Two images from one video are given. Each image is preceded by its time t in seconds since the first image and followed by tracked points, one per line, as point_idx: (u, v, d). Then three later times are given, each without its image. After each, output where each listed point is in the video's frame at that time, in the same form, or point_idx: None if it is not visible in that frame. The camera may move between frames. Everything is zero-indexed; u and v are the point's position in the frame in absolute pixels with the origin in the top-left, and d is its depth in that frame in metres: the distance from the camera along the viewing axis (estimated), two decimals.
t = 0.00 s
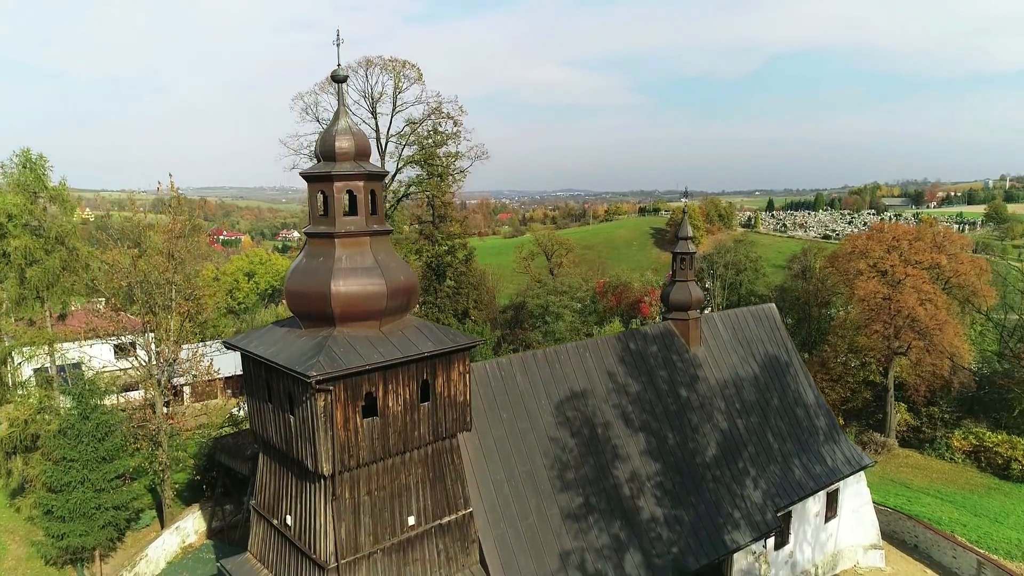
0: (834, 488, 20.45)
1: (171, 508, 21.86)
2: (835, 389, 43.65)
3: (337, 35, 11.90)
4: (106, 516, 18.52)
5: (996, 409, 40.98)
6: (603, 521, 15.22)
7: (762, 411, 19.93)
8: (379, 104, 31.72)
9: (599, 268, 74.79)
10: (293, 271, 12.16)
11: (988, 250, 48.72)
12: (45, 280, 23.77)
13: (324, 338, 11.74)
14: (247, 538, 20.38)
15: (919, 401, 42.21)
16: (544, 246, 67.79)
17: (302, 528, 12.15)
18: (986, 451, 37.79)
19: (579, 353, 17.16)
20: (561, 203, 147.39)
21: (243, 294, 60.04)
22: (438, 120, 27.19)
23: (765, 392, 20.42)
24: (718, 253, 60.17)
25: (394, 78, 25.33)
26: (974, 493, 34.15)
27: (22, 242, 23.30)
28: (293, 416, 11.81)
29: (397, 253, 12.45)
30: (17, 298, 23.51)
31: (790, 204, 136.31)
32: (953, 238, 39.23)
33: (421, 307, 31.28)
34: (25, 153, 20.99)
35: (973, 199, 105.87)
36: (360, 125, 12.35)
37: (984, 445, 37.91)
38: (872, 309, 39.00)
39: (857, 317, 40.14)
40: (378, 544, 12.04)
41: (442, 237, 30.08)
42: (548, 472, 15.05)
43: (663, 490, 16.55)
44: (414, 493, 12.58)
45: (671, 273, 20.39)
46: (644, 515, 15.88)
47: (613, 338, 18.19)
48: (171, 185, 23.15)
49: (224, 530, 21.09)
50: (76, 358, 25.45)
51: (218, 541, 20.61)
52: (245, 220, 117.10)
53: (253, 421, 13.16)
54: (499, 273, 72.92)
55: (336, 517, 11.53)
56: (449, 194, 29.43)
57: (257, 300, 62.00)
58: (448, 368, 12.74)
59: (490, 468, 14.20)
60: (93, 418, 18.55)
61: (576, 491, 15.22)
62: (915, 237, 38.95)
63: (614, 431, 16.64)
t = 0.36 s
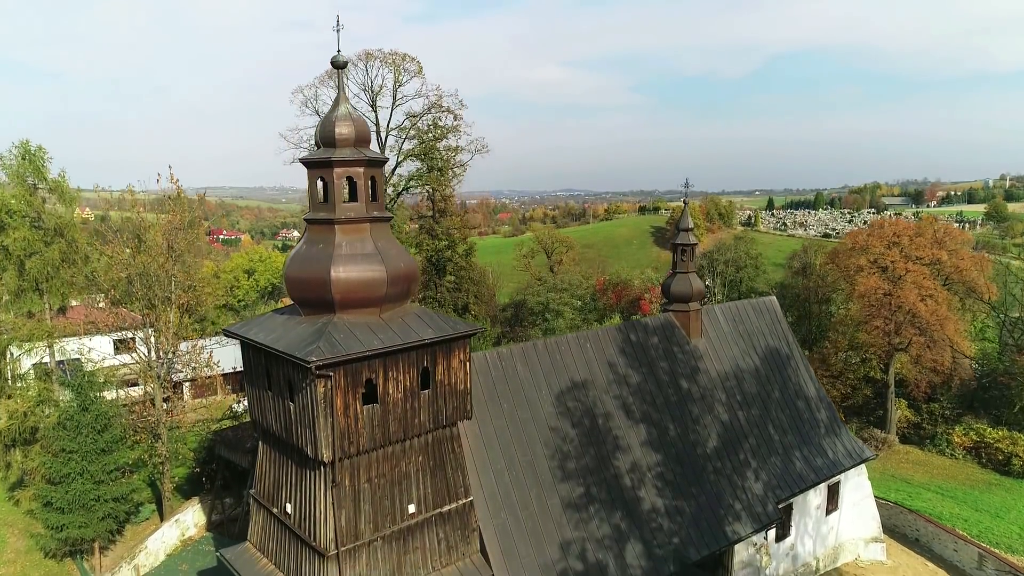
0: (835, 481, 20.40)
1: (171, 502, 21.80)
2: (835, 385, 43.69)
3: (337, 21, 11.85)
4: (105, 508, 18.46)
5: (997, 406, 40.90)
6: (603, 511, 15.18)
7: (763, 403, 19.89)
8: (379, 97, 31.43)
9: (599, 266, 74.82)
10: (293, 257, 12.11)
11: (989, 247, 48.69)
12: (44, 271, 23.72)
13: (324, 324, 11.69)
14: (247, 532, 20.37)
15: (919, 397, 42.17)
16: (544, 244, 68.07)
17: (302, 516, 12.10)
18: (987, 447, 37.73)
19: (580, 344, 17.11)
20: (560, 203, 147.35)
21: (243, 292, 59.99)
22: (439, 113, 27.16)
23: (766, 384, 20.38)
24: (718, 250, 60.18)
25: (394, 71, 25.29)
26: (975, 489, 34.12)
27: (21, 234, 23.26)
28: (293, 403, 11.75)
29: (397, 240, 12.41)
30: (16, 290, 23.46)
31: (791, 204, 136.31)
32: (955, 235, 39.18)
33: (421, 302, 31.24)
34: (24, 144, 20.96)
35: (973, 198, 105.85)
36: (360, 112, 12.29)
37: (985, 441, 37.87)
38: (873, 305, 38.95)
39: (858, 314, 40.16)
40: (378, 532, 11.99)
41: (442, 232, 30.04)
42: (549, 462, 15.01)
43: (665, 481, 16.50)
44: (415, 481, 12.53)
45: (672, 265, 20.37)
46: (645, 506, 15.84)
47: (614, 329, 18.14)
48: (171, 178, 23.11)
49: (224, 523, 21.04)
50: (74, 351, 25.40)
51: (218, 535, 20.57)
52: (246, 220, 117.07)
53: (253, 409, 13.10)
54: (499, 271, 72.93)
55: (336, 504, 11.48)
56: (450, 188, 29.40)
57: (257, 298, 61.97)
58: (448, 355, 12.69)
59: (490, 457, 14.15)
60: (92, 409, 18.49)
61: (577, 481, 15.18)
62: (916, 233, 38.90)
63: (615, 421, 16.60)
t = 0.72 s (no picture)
0: (836, 473, 20.35)
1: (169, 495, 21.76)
2: (836, 381, 43.66)
3: (337, 6, 11.81)
4: (104, 500, 18.38)
5: (998, 402, 40.85)
6: (604, 502, 15.14)
7: (764, 395, 19.84)
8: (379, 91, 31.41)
9: (599, 264, 74.77)
10: (292, 244, 12.06)
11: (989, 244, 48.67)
12: (43, 263, 23.70)
13: (324, 311, 11.64)
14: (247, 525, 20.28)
15: (920, 393, 42.11)
16: (544, 242, 68.00)
17: (301, 504, 12.05)
18: (988, 443, 37.69)
19: (581, 334, 17.07)
20: (560, 203, 147.27)
21: (243, 290, 59.90)
22: (439, 107, 27.10)
23: (767, 376, 20.33)
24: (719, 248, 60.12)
25: (394, 64, 25.23)
26: (976, 484, 34.09)
27: (19, 226, 23.19)
28: (292, 390, 11.70)
29: (397, 227, 12.36)
30: (15, 282, 23.43)
31: (791, 203, 136.27)
32: (955, 231, 39.14)
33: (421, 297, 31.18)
34: (21, 135, 20.88)
35: (973, 197, 105.78)
36: (360, 98, 12.24)
37: (986, 436, 37.84)
38: (874, 301, 38.88)
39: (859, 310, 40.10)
40: (378, 519, 11.95)
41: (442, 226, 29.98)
42: (550, 452, 14.97)
43: (665, 472, 16.46)
44: (415, 469, 12.47)
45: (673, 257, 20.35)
46: (646, 496, 15.80)
47: (615, 320, 18.10)
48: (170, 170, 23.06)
49: (224, 516, 20.99)
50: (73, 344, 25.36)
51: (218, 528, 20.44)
52: (245, 220, 116.97)
53: (252, 397, 13.05)
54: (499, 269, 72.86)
55: (336, 491, 11.43)
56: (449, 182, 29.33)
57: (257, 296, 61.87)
58: (449, 343, 12.64)
59: (491, 446, 14.11)
60: (91, 400, 18.44)
61: (578, 471, 15.13)
62: (917, 229, 38.86)
63: (616, 412, 16.55)
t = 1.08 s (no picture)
0: (838, 466, 20.30)
1: (169, 488, 21.69)
2: (836, 377, 43.63)
3: None
4: (103, 492, 18.35)
5: (999, 399, 40.81)
6: (605, 492, 15.10)
7: (765, 387, 19.79)
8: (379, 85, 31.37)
9: (599, 262, 74.72)
10: (292, 231, 12.01)
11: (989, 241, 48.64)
12: (42, 254, 23.66)
13: (324, 297, 11.59)
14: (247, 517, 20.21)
15: (920, 390, 42.07)
16: (544, 239, 67.93)
17: (301, 492, 11.99)
18: (988, 439, 37.72)
19: (582, 325, 17.03)
20: (560, 203, 147.29)
21: (242, 287, 59.82)
22: (439, 101, 27.05)
23: (768, 368, 20.29)
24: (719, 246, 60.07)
25: (394, 58, 25.18)
26: (976, 480, 34.06)
27: (18, 217, 23.14)
28: (292, 376, 11.64)
29: (397, 214, 12.30)
30: (15, 274, 23.42)
31: (791, 202, 136.24)
32: (955, 227, 39.10)
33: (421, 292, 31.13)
34: (20, 126, 20.82)
35: (973, 196, 105.76)
36: (360, 84, 12.18)
37: (987, 433, 37.84)
38: (874, 298, 38.84)
39: (860, 306, 40.05)
40: (378, 507, 11.90)
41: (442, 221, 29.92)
42: (550, 442, 14.92)
43: (666, 462, 16.40)
44: (415, 457, 12.42)
45: (673, 248, 20.33)
46: (647, 487, 15.74)
47: (616, 311, 18.05)
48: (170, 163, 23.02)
49: (223, 508, 20.94)
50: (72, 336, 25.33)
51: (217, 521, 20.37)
52: (245, 219, 116.88)
53: (252, 385, 13.00)
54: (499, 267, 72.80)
55: (336, 478, 11.38)
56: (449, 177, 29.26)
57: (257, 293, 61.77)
58: (449, 331, 12.58)
59: (491, 436, 14.08)
60: (90, 392, 18.36)
61: (578, 461, 15.08)
62: (917, 225, 38.82)
63: (617, 403, 16.50)
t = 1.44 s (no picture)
0: (839, 458, 20.25)
1: (168, 481, 21.63)
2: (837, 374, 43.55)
3: None
4: (102, 483, 18.29)
5: (1000, 396, 40.77)
6: (606, 482, 15.05)
7: (766, 379, 19.75)
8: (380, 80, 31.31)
9: (600, 260, 74.68)
10: (292, 217, 11.96)
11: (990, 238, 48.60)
12: (41, 246, 23.60)
13: (324, 283, 11.55)
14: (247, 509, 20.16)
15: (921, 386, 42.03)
16: (544, 237, 67.85)
17: (301, 479, 11.94)
18: (989, 435, 37.74)
19: (582, 316, 16.99)
20: (560, 202, 147.24)
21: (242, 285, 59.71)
22: (439, 94, 26.98)
23: (769, 361, 20.24)
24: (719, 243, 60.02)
25: (394, 50, 25.12)
26: (977, 475, 34.03)
27: (17, 208, 23.09)
28: (291, 363, 11.59)
29: (397, 200, 12.26)
30: (14, 266, 23.35)
31: (791, 202, 136.23)
32: (956, 222, 39.05)
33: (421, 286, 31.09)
34: (20, 117, 20.77)
35: (974, 195, 105.78)
36: (360, 70, 12.13)
37: (988, 429, 37.83)
38: (876, 294, 38.78)
39: (861, 302, 40.01)
40: (378, 494, 11.85)
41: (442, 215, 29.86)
42: (551, 431, 14.88)
43: (667, 453, 16.36)
44: (415, 445, 12.37)
45: (674, 240, 20.31)
46: (648, 478, 15.69)
47: (617, 302, 18.00)
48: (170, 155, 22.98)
49: (223, 501, 20.88)
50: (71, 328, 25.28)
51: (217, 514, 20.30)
52: (245, 218, 116.75)
53: (252, 374, 12.96)
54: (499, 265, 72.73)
55: (336, 465, 11.34)
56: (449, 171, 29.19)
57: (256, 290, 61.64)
58: (449, 318, 12.53)
59: (492, 425, 14.04)
60: (89, 383, 18.32)
61: (579, 451, 15.04)
62: (918, 221, 38.78)
63: (618, 393, 16.46)
